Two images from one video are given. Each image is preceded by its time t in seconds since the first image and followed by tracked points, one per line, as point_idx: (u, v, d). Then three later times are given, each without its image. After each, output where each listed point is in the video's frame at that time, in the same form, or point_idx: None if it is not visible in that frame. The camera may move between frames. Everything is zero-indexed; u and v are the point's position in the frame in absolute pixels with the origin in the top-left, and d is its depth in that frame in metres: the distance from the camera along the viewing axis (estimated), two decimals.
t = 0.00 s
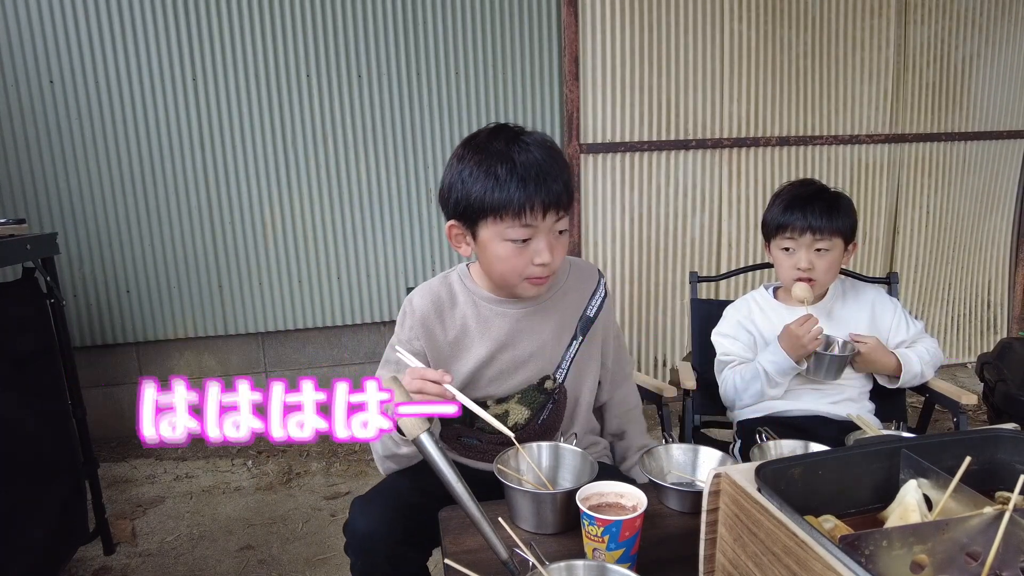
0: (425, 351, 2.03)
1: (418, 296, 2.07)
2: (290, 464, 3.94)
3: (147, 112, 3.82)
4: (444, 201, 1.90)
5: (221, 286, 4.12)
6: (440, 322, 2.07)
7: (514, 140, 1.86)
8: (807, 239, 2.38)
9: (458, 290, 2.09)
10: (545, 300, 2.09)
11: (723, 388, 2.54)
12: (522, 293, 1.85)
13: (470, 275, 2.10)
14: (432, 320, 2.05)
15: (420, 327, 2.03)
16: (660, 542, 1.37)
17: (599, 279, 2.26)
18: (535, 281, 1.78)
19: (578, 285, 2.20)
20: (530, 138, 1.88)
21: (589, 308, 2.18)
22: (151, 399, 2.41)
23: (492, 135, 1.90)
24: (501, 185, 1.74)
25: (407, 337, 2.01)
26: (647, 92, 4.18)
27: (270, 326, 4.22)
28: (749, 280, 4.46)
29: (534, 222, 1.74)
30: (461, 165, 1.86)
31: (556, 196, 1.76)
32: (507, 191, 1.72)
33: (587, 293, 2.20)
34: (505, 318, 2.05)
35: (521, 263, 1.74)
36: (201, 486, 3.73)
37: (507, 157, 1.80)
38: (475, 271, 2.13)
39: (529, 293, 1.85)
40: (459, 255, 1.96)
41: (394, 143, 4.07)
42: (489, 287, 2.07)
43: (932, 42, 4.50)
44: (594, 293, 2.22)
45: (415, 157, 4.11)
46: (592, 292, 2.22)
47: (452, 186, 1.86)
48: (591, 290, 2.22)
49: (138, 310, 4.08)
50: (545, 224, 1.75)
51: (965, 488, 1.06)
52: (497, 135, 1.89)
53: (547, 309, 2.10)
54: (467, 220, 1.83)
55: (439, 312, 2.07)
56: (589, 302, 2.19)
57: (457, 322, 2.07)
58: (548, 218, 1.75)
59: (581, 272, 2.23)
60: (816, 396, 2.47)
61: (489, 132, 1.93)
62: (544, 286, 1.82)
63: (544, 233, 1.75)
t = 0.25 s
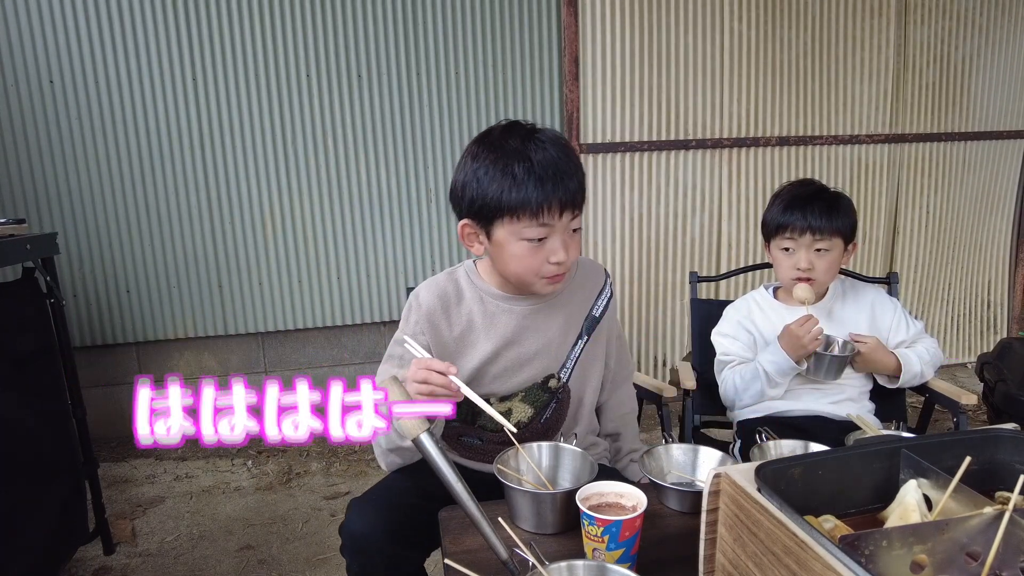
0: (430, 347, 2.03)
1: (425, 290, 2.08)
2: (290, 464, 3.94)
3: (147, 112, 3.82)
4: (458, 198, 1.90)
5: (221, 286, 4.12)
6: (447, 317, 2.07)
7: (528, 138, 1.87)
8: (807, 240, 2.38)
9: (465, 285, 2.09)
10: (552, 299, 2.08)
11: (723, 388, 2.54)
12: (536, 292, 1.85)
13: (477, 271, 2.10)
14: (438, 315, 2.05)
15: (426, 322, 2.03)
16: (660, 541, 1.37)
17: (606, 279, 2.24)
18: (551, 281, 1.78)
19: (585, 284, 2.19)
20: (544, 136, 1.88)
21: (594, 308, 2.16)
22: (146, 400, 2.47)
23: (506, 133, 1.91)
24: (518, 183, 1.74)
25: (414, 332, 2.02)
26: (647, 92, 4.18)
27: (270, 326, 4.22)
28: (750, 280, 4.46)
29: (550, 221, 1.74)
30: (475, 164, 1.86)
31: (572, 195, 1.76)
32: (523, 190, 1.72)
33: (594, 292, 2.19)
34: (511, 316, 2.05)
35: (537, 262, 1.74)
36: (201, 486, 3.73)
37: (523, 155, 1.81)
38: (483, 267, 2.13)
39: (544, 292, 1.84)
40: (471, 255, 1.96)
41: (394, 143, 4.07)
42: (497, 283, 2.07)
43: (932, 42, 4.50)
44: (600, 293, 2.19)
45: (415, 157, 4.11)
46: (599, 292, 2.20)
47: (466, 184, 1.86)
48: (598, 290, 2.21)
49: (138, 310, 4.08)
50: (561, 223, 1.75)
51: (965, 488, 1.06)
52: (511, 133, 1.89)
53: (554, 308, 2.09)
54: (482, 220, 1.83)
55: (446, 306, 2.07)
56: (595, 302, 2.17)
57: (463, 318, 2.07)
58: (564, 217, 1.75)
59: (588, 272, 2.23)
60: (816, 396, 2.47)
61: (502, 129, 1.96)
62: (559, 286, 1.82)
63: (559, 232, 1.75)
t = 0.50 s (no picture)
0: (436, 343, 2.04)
1: (433, 286, 2.08)
2: (289, 464, 3.94)
3: (147, 112, 3.82)
4: (466, 195, 1.90)
5: (221, 286, 4.12)
6: (453, 314, 2.07)
7: (533, 132, 1.87)
8: (807, 239, 2.38)
9: (472, 283, 2.10)
10: (558, 298, 2.08)
11: (723, 387, 2.54)
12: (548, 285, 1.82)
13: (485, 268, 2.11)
14: (445, 312, 2.06)
15: (433, 318, 2.04)
16: (659, 542, 1.37)
17: (613, 280, 2.24)
18: (565, 271, 1.76)
19: (592, 285, 2.19)
20: (548, 130, 1.89)
21: (600, 310, 2.17)
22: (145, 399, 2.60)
23: (508, 129, 1.90)
24: (526, 174, 1.74)
25: (420, 328, 2.03)
26: (647, 92, 4.18)
27: (270, 326, 4.22)
28: (750, 280, 4.46)
29: (560, 208, 1.74)
30: (482, 159, 1.87)
31: (578, 183, 1.77)
32: (531, 180, 1.73)
33: (601, 293, 2.19)
34: (517, 314, 2.04)
35: (549, 252, 1.73)
36: (201, 486, 3.73)
37: (529, 147, 1.81)
38: (491, 264, 2.14)
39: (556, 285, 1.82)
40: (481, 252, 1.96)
41: (394, 143, 4.07)
42: (504, 281, 2.07)
43: (932, 42, 4.50)
44: (607, 294, 2.20)
45: (415, 157, 4.11)
46: (605, 293, 2.20)
47: (474, 181, 1.86)
48: (605, 291, 2.21)
49: (138, 310, 4.08)
50: (570, 210, 1.76)
51: (965, 488, 1.06)
52: (519, 129, 1.90)
53: (560, 307, 2.09)
54: (491, 214, 1.83)
55: (453, 304, 2.07)
56: (601, 303, 2.18)
57: (469, 315, 2.07)
58: (573, 204, 1.76)
59: (596, 273, 2.22)
60: (815, 395, 2.47)
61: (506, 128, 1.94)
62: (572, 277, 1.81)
63: (568, 220, 1.76)
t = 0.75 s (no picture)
0: (439, 340, 2.05)
1: (437, 283, 2.09)
2: (290, 464, 3.94)
3: (147, 112, 3.82)
4: (471, 193, 1.91)
5: (221, 286, 4.12)
6: (457, 311, 2.08)
7: (537, 130, 1.87)
8: (807, 237, 2.38)
9: (476, 280, 2.10)
10: (561, 296, 2.08)
11: (723, 387, 2.54)
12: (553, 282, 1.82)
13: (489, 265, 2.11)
14: (449, 308, 2.06)
15: (437, 315, 2.05)
16: (659, 542, 1.37)
17: (616, 277, 2.23)
18: (569, 267, 1.76)
19: (594, 282, 2.18)
20: (553, 129, 1.89)
21: (602, 307, 2.17)
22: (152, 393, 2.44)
23: (514, 128, 1.90)
24: (530, 170, 1.74)
25: (424, 325, 2.04)
26: (647, 92, 4.18)
27: (270, 326, 4.22)
28: (750, 280, 4.46)
29: (564, 204, 1.74)
30: (487, 156, 1.87)
31: (581, 180, 1.76)
32: (535, 177, 1.73)
33: (603, 291, 2.19)
34: (519, 312, 2.05)
35: (553, 248, 1.73)
36: (201, 486, 3.73)
37: (534, 144, 1.81)
38: (495, 262, 2.14)
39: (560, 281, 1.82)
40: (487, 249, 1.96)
41: (394, 144, 4.07)
42: (507, 278, 2.07)
43: (932, 42, 4.50)
44: (610, 291, 2.20)
45: (415, 157, 4.11)
46: (607, 290, 2.20)
47: (479, 179, 1.86)
48: (607, 288, 2.20)
49: (138, 310, 4.09)
50: (574, 207, 1.75)
51: (965, 488, 1.06)
52: (524, 126, 1.90)
53: (562, 305, 2.09)
54: (496, 211, 1.83)
55: (457, 300, 2.08)
56: (603, 301, 2.17)
57: (473, 312, 2.08)
58: (577, 201, 1.75)
59: (598, 270, 2.22)
60: (815, 395, 2.47)
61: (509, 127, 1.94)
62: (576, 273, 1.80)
63: (573, 217, 1.75)
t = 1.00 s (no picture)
0: (444, 336, 2.04)
1: (441, 280, 2.09)
2: (290, 464, 3.94)
3: (147, 112, 3.82)
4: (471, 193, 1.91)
5: (221, 286, 4.12)
6: (461, 308, 2.08)
7: (541, 137, 1.85)
8: (807, 237, 2.38)
9: (480, 277, 2.11)
10: (563, 293, 2.09)
11: (723, 387, 2.54)
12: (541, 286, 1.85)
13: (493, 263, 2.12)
14: (453, 305, 2.06)
15: (441, 311, 2.04)
16: (660, 542, 1.37)
17: (617, 275, 2.24)
18: (551, 276, 1.76)
19: (596, 279, 2.19)
20: (556, 133, 1.87)
21: (604, 303, 2.17)
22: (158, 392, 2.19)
23: (520, 130, 1.89)
24: (519, 179, 1.73)
25: (429, 321, 2.03)
26: (647, 92, 4.18)
27: (270, 327, 4.22)
28: (749, 280, 4.46)
29: (547, 218, 1.70)
30: (488, 158, 1.88)
31: (572, 193, 1.70)
32: (524, 185, 1.71)
33: (604, 288, 2.19)
34: (522, 308, 2.05)
35: (534, 258, 1.73)
36: (201, 486, 3.73)
37: (530, 150, 1.80)
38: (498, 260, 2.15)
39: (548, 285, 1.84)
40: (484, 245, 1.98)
41: (394, 144, 4.07)
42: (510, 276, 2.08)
43: (932, 41, 4.50)
44: (611, 288, 2.20)
45: (415, 157, 4.11)
46: (609, 287, 2.20)
47: (479, 178, 1.87)
48: (609, 285, 2.21)
49: (138, 310, 4.08)
50: (559, 221, 1.71)
51: (965, 488, 1.06)
52: (526, 129, 1.89)
53: (564, 302, 2.10)
54: (489, 213, 1.84)
55: (461, 297, 2.08)
56: (604, 297, 2.18)
57: (477, 309, 2.09)
58: (563, 215, 1.70)
59: (600, 267, 2.22)
60: (815, 395, 2.47)
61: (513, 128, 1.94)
62: (562, 281, 1.80)
63: (558, 231, 1.71)
